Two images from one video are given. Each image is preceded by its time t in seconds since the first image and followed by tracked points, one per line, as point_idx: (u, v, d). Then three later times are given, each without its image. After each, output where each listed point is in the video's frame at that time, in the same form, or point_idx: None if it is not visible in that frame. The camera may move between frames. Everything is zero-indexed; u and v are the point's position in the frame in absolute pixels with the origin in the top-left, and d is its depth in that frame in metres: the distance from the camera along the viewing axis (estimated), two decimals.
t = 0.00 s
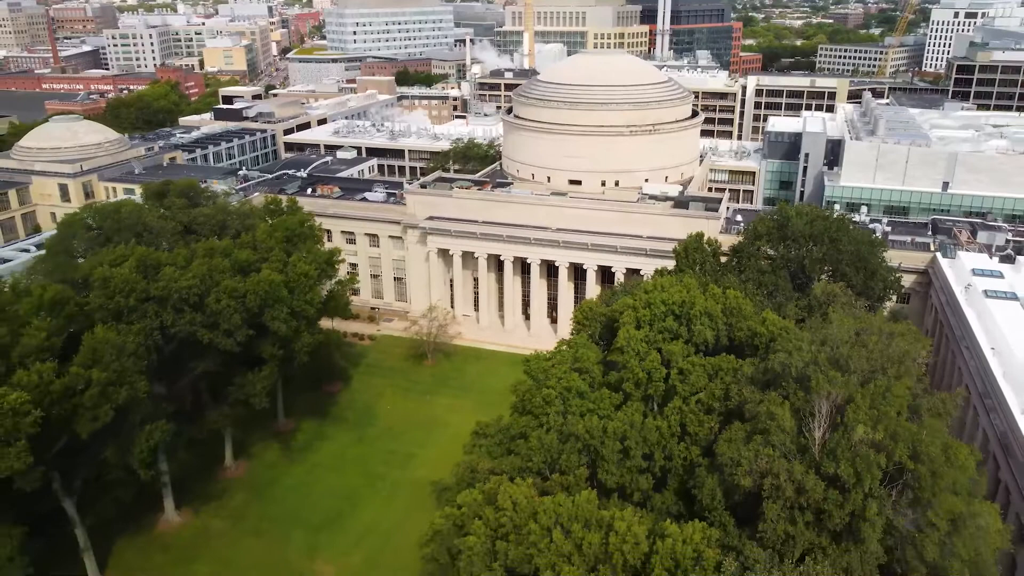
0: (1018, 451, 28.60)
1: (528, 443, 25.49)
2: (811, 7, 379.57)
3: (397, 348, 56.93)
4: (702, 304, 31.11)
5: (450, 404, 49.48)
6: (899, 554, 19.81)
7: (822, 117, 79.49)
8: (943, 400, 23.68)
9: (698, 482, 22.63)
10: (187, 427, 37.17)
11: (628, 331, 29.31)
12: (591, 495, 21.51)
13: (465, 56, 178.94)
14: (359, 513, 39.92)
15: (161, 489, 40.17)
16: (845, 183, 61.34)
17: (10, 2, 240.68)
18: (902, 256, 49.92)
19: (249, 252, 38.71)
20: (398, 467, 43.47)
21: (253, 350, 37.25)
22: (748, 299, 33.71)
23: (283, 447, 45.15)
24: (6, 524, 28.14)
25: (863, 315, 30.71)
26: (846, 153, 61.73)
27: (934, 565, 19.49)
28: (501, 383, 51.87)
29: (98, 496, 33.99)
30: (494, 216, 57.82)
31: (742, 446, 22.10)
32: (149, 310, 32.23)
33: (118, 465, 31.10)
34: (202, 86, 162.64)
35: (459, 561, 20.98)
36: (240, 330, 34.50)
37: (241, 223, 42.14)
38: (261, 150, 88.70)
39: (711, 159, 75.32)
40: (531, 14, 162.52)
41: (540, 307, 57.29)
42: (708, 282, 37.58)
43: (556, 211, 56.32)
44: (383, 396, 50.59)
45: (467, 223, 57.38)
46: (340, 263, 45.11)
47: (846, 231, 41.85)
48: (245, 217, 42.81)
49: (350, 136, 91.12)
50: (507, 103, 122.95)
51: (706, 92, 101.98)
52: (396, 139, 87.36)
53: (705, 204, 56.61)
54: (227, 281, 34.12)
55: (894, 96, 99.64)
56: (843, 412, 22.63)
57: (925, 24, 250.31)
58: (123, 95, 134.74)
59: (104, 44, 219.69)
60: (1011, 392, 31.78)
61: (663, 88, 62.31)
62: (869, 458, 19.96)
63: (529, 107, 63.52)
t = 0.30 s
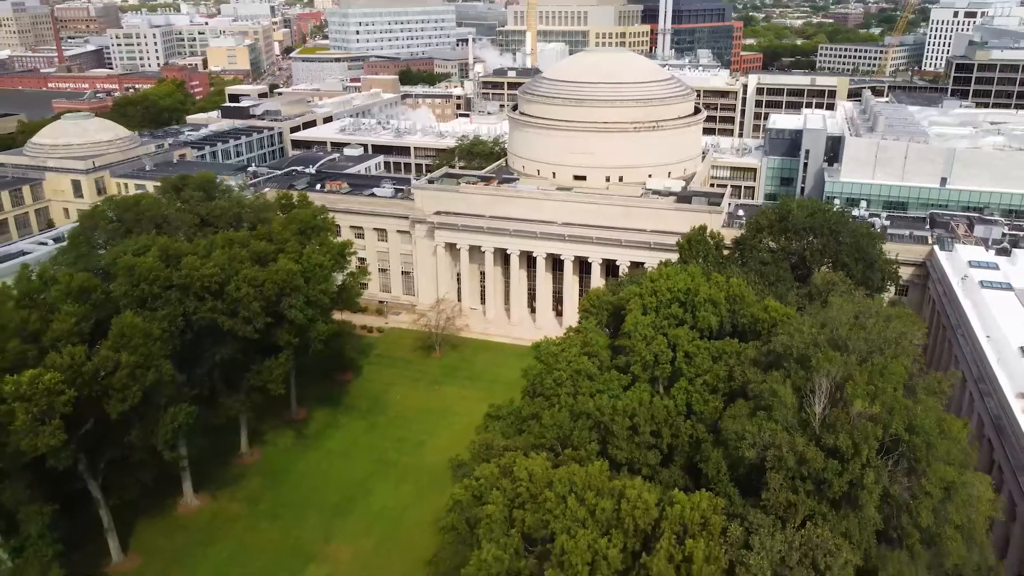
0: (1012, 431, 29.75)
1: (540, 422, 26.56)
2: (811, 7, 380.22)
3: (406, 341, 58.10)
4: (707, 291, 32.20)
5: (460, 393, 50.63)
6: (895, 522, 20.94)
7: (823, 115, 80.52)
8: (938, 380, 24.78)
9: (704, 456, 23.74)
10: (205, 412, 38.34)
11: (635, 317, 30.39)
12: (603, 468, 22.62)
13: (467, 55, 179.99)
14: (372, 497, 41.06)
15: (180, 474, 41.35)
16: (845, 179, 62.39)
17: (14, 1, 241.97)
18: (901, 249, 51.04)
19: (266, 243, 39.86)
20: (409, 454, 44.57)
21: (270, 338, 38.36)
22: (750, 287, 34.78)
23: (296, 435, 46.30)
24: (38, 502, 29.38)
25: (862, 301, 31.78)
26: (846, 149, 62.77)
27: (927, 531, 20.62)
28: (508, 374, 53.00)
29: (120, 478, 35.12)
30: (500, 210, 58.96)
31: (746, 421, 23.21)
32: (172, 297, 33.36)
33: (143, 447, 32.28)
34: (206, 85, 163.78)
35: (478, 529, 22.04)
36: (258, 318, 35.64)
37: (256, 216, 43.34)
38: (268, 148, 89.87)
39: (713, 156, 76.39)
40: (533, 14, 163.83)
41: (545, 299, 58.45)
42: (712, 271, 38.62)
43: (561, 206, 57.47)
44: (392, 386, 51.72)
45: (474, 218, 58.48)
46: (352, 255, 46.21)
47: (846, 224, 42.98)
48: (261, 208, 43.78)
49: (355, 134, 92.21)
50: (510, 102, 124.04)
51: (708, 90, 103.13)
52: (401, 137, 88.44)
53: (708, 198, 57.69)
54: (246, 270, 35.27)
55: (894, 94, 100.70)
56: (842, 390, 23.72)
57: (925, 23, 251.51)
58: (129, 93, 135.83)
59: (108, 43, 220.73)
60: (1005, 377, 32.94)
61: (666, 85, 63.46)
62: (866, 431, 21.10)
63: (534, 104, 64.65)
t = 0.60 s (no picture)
0: (1006, 415, 30.92)
1: (552, 402, 27.71)
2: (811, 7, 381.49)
3: (414, 333, 59.25)
4: (711, 280, 33.34)
5: (468, 384, 51.75)
6: (892, 493, 22.08)
7: (823, 112, 81.61)
8: (933, 362, 25.94)
9: (710, 433, 24.86)
10: (223, 399, 39.52)
11: (642, 304, 31.52)
12: (614, 443, 23.75)
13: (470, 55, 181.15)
14: (384, 483, 42.19)
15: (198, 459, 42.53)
16: (845, 175, 63.47)
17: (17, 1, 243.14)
18: (899, 242, 52.17)
19: (282, 234, 41.01)
20: (420, 442, 45.71)
21: (286, 327, 39.50)
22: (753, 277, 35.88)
23: (309, 423, 47.46)
24: (67, 482, 30.57)
25: (862, 289, 32.90)
26: (845, 146, 63.84)
27: (922, 502, 21.73)
28: (515, 365, 54.14)
29: (143, 461, 36.27)
30: (506, 205, 60.09)
31: (750, 400, 24.32)
32: (194, 285, 34.48)
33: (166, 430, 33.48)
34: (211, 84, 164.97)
35: (494, 500, 23.15)
36: (276, 307, 36.79)
37: (271, 208, 44.50)
38: (275, 145, 91.02)
39: (714, 153, 77.49)
40: (535, 14, 165.04)
41: (550, 292, 59.58)
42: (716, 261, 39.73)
43: (566, 201, 58.59)
44: (402, 377, 52.86)
45: (481, 212, 59.61)
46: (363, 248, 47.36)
47: (845, 218, 44.11)
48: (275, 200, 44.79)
49: (361, 131, 93.31)
50: (513, 100, 125.23)
51: (709, 89, 104.34)
52: (407, 134, 89.56)
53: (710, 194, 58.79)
54: (264, 260, 36.41)
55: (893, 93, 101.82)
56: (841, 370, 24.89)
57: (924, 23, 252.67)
58: (134, 92, 137.01)
59: (111, 43, 221.87)
60: (1000, 364, 34.11)
61: (669, 82, 64.59)
62: (865, 407, 22.27)
63: (540, 101, 65.79)
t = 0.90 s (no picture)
0: (1001, 400, 32.04)
1: (564, 385, 28.83)
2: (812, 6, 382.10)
3: (421, 327, 60.39)
4: (714, 270, 34.49)
5: (475, 376, 52.85)
6: (888, 467, 23.22)
7: (823, 110, 82.70)
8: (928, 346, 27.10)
9: (715, 413, 26.00)
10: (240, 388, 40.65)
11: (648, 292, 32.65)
12: (624, 422, 24.90)
13: (472, 54, 182.32)
14: (396, 470, 43.35)
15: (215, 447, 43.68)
16: (844, 171, 64.60)
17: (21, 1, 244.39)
18: (898, 237, 53.35)
19: (297, 227, 42.14)
20: (429, 432, 46.82)
21: (301, 318, 40.66)
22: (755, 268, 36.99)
23: (321, 413, 48.59)
24: (95, 464, 31.69)
25: (860, 278, 34.01)
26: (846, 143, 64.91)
27: (917, 475, 22.88)
28: (521, 358, 55.29)
29: (164, 446, 37.45)
30: (513, 201, 61.29)
31: (753, 380, 25.47)
32: (214, 276, 35.69)
33: (188, 415, 34.62)
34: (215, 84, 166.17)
35: (510, 476, 24.27)
36: (292, 298, 37.96)
37: (284, 202, 45.60)
38: (282, 143, 92.17)
39: (716, 151, 78.62)
40: (538, 14, 166.16)
41: (555, 287, 60.75)
42: (719, 252, 40.80)
43: (571, 196, 59.73)
44: (411, 369, 54.00)
45: (488, 208, 60.78)
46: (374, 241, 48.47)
47: (843, 213, 45.30)
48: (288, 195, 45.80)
49: (367, 129, 94.46)
50: (516, 100, 126.41)
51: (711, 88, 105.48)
52: (412, 132, 90.70)
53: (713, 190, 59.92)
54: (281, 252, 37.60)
55: (893, 92, 102.95)
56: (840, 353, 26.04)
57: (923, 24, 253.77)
58: (140, 91, 138.22)
59: (114, 43, 223.04)
60: (995, 352, 35.23)
61: (672, 81, 65.74)
62: (863, 386, 23.45)
63: (545, 99, 66.90)
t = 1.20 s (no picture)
0: (995, 387, 33.15)
1: (574, 370, 29.93)
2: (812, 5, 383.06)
3: (429, 320, 61.59)
4: (718, 261, 35.63)
5: (483, 368, 54.03)
6: (886, 444, 24.36)
7: (824, 108, 83.83)
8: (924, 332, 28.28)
9: (720, 395, 27.14)
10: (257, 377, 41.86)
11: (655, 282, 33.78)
12: (634, 402, 26.06)
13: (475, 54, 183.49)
14: (407, 458, 44.50)
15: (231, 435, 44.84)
16: (844, 168, 65.73)
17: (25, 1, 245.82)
18: (897, 231, 54.48)
19: (311, 220, 43.31)
20: (439, 421, 47.97)
21: (316, 309, 41.86)
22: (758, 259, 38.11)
23: (333, 403, 49.78)
24: (121, 447, 32.89)
25: (859, 267, 35.13)
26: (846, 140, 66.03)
27: (913, 452, 24.02)
28: (527, 350, 56.44)
29: (184, 432, 38.64)
30: (519, 197, 62.45)
31: (756, 363, 26.61)
32: (234, 267, 36.87)
33: (208, 401, 35.79)
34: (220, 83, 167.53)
35: (525, 454, 25.40)
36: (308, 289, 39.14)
37: (298, 195, 46.74)
38: (289, 141, 93.41)
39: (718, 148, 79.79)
40: (540, 14, 167.32)
41: (560, 281, 61.92)
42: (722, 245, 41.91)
43: (576, 192, 60.88)
44: (420, 361, 55.18)
45: (494, 204, 61.94)
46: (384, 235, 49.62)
47: (844, 207, 46.37)
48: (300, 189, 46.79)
49: (373, 128, 95.66)
50: (518, 98, 127.55)
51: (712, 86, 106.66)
52: (418, 131, 91.92)
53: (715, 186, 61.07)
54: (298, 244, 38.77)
55: (893, 90, 104.09)
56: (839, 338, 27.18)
57: (923, 23, 254.71)
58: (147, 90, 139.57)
59: (118, 43, 224.37)
60: (990, 341, 36.33)
61: (674, 79, 66.87)
62: (861, 367, 24.61)
63: (549, 97, 68.01)
